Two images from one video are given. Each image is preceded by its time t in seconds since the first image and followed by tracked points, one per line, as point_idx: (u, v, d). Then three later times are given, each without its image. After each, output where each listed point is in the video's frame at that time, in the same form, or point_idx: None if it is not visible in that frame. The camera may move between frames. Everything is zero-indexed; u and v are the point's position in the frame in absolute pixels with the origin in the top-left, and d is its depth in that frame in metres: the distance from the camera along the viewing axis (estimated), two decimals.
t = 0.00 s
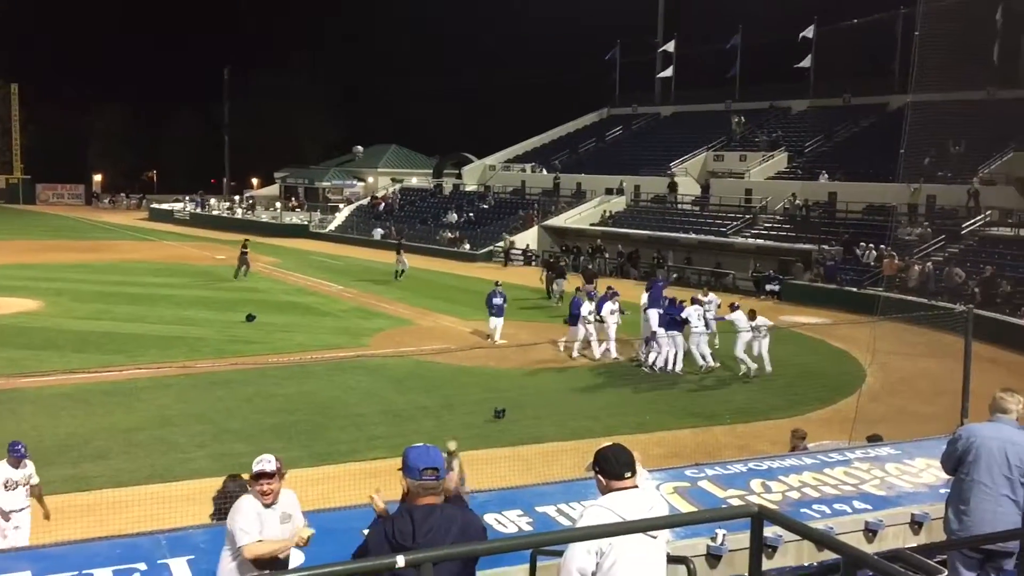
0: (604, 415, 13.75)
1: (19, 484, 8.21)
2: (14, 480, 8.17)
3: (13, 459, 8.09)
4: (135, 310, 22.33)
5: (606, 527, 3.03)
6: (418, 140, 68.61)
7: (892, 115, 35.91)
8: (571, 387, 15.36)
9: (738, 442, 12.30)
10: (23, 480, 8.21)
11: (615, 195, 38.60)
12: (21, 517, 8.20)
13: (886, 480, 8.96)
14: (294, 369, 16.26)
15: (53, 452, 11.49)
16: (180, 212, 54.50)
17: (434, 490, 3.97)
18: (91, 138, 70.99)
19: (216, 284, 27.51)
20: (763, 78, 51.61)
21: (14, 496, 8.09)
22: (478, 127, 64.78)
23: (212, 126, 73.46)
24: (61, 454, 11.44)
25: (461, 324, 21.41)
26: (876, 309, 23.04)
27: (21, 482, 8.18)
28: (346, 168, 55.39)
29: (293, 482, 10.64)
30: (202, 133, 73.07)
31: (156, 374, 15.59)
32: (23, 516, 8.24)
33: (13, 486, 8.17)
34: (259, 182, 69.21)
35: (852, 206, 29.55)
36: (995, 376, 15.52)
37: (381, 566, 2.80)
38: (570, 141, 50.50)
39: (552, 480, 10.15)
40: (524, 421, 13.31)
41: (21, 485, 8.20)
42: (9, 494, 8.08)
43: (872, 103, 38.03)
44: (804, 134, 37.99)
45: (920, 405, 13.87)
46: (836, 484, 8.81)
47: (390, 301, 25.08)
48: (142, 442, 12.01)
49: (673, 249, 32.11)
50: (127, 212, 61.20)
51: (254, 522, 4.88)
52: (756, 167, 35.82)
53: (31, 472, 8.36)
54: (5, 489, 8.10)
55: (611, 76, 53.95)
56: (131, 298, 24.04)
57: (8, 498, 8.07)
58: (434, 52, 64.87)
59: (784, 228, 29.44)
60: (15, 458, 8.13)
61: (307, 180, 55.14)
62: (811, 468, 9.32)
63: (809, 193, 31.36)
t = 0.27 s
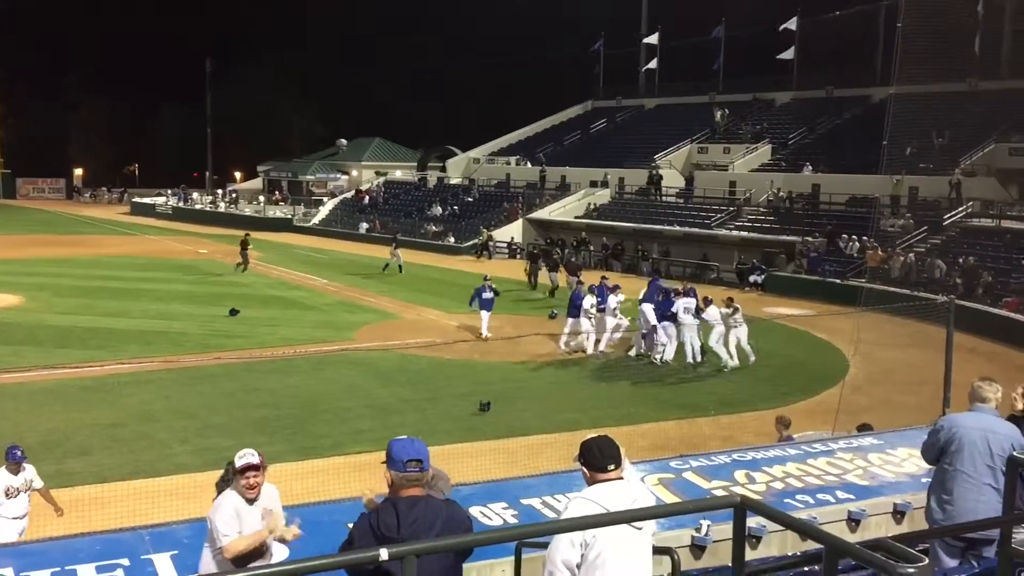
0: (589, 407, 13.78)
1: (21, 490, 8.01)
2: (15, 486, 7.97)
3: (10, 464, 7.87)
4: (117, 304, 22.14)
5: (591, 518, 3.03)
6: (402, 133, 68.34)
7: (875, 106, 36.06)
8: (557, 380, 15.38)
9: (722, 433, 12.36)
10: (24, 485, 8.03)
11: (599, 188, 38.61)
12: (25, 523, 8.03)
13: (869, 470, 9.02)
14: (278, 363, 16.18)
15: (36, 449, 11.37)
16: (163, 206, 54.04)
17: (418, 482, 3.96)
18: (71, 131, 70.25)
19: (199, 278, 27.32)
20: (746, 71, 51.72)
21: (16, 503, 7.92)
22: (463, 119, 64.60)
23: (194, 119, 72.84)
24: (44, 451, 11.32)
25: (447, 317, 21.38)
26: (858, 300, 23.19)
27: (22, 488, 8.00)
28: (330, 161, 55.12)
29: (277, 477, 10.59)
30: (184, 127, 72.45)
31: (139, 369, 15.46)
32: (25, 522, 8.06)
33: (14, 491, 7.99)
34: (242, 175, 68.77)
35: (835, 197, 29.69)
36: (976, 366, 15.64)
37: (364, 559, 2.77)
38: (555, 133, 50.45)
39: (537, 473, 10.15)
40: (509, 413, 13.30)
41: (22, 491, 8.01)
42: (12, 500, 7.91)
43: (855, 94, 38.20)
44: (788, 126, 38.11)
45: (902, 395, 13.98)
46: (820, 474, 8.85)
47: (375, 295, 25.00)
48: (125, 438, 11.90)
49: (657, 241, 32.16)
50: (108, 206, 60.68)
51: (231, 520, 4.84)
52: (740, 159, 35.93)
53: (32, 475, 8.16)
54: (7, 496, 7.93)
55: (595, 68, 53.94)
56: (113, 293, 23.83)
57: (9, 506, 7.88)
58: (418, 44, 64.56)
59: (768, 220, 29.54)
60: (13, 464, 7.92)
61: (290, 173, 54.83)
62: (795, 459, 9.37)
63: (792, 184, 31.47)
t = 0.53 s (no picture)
0: (578, 399, 13.80)
1: (27, 489, 7.97)
2: (22, 485, 7.94)
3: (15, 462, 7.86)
4: (103, 300, 21.98)
5: (580, 510, 3.01)
6: (390, 126, 68.11)
7: (861, 99, 36.19)
8: (545, 373, 15.38)
9: (710, 425, 12.39)
10: (30, 484, 7.98)
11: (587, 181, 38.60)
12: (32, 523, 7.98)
13: (856, 461, 9.07)
14: (266, 358, 16.11)
15: (22, 445, 11.28)
16: (149, 200, 53.66)
17: (408, 474, 3.96)
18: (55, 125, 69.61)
19: (186, 273, 27.16)
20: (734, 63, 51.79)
21: (23, 502, 7.89)
22: (451, 112, 64.45)
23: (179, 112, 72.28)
24: (30, 447, 11.23)
25: (435, 311, 21.36)
26: (845, 292, 23.31)
27: (28, 487, 7.96)
28: (317, 154, 54.86)
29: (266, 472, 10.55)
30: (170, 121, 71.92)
31: (126, 364, 15.36)
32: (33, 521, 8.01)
33: (21, 490, 7.96)
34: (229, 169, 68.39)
35: (822, 189, 29.79)
36: (961, 357, 15.72)
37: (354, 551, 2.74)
38: (542, 126, 50.38)
39: (526, 466, 10.17)
40: (498, 407, 13.30)
41: (29, 490, 7.97)
42: (18, 499, 7.88)
43: (842, 87, 38.32)
44: (775, 119, 38.21)
45: (889, 386, 14.06)
46: (807, 465, 8.90)
47: (363, 289, 24.92)
48: (112, 433, 11.83)
49: (646, 234, 32.19)
50: (94, 201, 60.21)
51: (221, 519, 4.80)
52: (727, 151, 35.99)
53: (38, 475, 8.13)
54: (13, 495, 7.89)
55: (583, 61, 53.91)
56: (99, 288, 23.66)
57: (16, 505, 7.85)
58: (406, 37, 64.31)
59: (756, 212, 29.62)
60: (19, 461, 7.89)
61: (277, 167, 54.56)
62: (782, 450, 9.41)
63: (779, 177, 31.56)
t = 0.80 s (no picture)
0: (568, 394, 13.82)
1: (40, 497, 7.93)
2: (35, 493, 7.89)
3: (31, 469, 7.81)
4: (91, 296, 21.84)
5: (571, 504, 3.00)
6: (379, 121, 67.91)
7: (848, 93, 36.31)
8: (535, 368, 15.38)
9: (699, 419, 12.43)
10: (43, 492, 7.94)
11: (576, 176, 38.60)
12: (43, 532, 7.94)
13: (843, 454, 9.10)
14: (255, 354, 16.04)
15: (9, 443, 11.19)
16: (136, 196, 53.34)
17: (399, 469, 3.95)
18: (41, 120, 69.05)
19: (174, 269, 27.01)
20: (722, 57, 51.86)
21: (36, 509, 7.85)
22: (439, 107, 64.33)
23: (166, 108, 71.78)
24: (17, 445, 11.14)
25: (425, 306, 21.34)
26: (832, 286, 23.45)
27: (41, 495, 7.92)
28: (305, 150, 54.63)
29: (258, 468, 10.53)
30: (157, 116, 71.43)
31: (113, 361, 15.25)
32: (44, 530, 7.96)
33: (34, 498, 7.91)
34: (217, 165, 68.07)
35: (810, 183, 29.89)
36: (948, 350, 15.80)
37: (344, 548, 2.71)
38: (531, 121, 50.31)
39: (515, 460, 10.17)
40: (488, 402, 13.29)
41: (42, 498, 7.93)
42: (32, 506, 7.83)
43: (829, 81, 38.44)
44: (763, 113, 38.31)
45: (878, 379, 14.12)
46: (796, 458, 8.94)
47: (352, 284, 24.84)
48: (101, 430, 11.76)
49: (635, 228, 32.24)
50: (81, 197, 59.79)
51: (218, 524, 4.84)
52: (716, 146, 36.08)
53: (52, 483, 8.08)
54: (27, 502, 7.85)
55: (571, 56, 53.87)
56: (87, 285, 23.50)
57: (30, 513, 7.81)
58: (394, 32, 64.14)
59: (744, 206, 29.73)
60: (35, 468, 7.87)
61: (265, 163, 54.33)
62: (770, 444, 9.43)
63: (768, 171, 31.63)
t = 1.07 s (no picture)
0: (555, 389, 13.84)
1: (54, 498, 7.96)
2: (49, 494, 7.92)
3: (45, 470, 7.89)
4: (75, 294, 21.68)
5: (557, 500, 3.00)
6: (365, 116, 67.68)
7: (833, 89, 36.47)
8: (522, 363, 15.38)
9: (686, 414, 12.48)
10: (56, 493, 7.97)
11: (563, 172, 38.63)
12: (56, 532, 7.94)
13: (829, 447, 9.16)
14: (241, 351, 15.96)
15: None
16: (121, 193, 52.94)
17: (386, 466, 3.94)
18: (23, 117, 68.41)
19: (160, 266, 26.85)
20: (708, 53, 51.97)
21: (49, 510, 7.86)
22: (425, 103, 64.20)
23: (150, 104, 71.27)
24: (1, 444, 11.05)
25: (411, 303, 21.30)
26: (817, 280, 23.60)
27: (54, 496, 7.94)
28: (291, 146, 54.38)
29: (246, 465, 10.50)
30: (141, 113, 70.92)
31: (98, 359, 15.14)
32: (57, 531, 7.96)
33: (48, 499, 7.94)
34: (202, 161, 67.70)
35: (796, 178, 30.02)
36: (932, 343, 15.90)
37: (328, 546, 2.69)
38: (517, 116, 50.27)
39: (503, 456, 10.17)
40: (476, 398, 13.29)
41: (55, 499, 7.95)
42: (45, 507, 7.85)
43: (814, 76, 38.61)
44: (749, 108, 38.44)
45: (863, 372, 14.21)
46: (782, 452, 8.98)
47: (339, 281, 24.77)
48: (87, 429, 11.67)
49: (622, 224, 32.28)
50: (64, 195, 59.34)
51: (218, 521, 4.82)
52: (702, 142, 36.18)
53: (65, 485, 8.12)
54: (41, 502, 7.88)
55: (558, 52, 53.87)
56: (71, 283, 23.32)
57: (43, 513, 7.82)
58: (380, 28, 63.95)
59: (730, 202, 29.87)
60: (47, 469, 7.91)
61: (251, 159, 54.05)
62: (757, 438, 9.47)
63: (754, 166, 31.77)
